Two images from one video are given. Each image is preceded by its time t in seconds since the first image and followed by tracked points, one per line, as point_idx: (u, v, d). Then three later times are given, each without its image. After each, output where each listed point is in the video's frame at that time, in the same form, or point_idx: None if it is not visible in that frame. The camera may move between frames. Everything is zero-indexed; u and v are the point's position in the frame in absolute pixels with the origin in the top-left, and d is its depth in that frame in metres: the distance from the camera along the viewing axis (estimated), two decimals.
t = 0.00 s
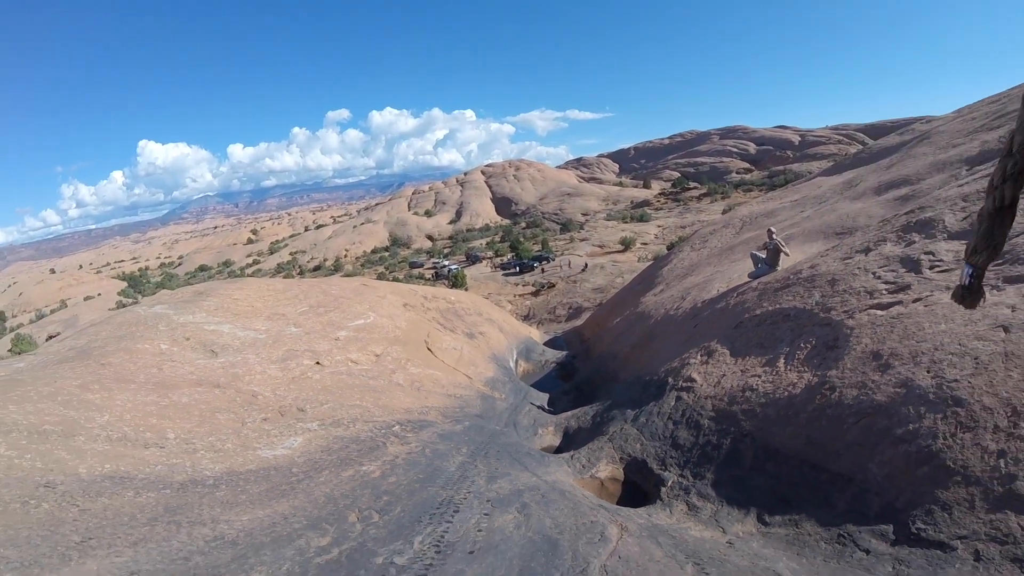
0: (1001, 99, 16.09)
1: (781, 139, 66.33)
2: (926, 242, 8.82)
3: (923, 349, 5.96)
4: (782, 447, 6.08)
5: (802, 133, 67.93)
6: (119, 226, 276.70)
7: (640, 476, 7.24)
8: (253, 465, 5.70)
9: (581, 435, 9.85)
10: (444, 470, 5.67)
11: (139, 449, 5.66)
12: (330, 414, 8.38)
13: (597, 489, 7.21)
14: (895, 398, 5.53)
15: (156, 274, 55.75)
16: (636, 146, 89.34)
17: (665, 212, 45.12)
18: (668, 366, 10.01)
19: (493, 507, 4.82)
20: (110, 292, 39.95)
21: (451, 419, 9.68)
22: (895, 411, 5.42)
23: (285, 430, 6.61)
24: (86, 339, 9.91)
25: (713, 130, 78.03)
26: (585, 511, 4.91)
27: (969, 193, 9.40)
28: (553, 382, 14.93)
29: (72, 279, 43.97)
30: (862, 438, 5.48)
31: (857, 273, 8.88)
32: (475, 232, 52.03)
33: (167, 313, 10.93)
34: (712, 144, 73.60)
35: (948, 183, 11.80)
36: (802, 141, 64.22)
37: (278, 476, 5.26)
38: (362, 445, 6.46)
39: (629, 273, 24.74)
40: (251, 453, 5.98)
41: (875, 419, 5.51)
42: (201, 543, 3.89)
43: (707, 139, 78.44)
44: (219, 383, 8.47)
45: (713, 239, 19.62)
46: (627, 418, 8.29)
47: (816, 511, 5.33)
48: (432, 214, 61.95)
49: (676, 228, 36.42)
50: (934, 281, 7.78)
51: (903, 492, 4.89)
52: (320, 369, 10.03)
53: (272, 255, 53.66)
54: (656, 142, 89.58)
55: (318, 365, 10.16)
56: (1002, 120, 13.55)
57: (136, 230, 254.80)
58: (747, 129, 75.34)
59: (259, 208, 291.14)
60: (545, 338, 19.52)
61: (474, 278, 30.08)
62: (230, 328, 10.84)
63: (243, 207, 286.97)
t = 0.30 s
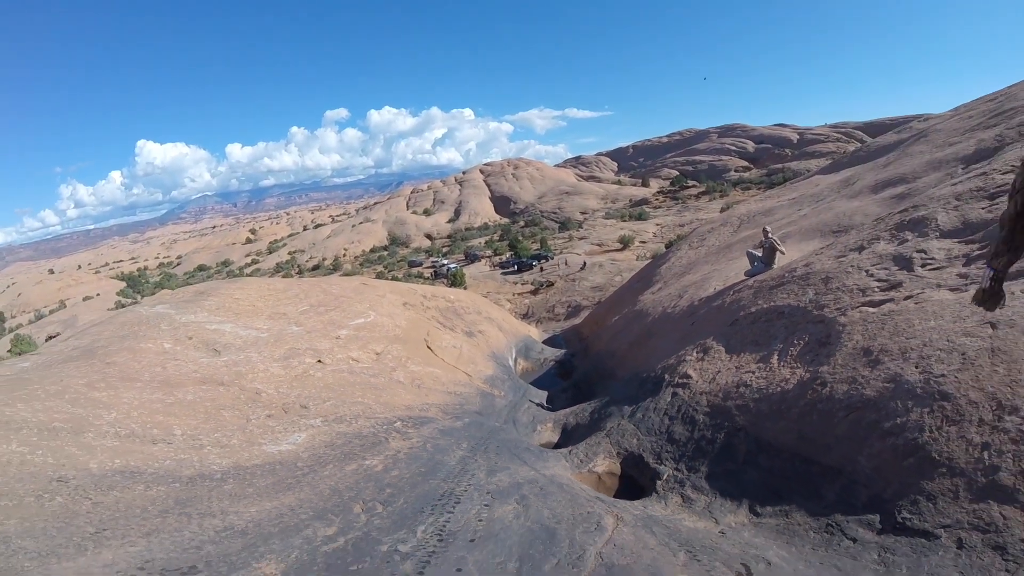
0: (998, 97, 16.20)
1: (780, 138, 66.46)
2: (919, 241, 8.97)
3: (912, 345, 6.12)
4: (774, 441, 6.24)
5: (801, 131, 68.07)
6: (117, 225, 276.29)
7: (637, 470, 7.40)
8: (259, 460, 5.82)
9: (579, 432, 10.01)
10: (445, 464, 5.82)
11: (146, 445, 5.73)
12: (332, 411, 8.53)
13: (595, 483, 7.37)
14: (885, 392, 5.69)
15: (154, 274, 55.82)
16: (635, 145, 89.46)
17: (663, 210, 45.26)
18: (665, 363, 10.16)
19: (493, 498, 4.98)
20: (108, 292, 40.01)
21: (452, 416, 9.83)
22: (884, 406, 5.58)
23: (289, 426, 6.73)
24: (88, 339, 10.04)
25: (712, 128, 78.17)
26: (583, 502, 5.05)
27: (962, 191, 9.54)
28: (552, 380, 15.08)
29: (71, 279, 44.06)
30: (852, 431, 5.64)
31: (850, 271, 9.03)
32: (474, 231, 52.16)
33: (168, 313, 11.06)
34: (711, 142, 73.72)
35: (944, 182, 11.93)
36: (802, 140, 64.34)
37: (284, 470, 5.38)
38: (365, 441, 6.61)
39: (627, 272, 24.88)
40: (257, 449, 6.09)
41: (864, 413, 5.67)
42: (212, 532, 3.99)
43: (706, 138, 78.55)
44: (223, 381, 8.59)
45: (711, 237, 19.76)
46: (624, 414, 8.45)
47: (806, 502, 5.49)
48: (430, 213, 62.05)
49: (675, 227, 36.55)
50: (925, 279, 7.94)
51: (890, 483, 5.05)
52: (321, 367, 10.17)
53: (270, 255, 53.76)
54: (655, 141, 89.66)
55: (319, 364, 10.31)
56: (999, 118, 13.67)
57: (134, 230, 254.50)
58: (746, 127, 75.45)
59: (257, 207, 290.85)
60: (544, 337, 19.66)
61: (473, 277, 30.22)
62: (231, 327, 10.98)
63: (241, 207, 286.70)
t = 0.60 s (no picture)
0: (992, 100, 16.45)
1: (778, 139, 66.81)
2: (909, 244, 9.21)
3: (898, 346, 6.35)
4: (765, 437, 6.47)
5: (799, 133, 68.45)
6: (115, 227, 276.20)
7: (633, 467, 7.62)
8: (267, 457, 6.03)
9: (577, 431, 10.23)
10: (447, 461, 6.05)
11: (159, 442, 5.85)
12: (336, 410, 8.73)
13: (592, 479, 7.59)
14: (870, 390, 5.92)
15: (153, 276, 55.94)
16: (633, 146, 89.81)
17: (662, 212, 45.54)
18: (661, 364, 10.38)
19: (494, 491, 5.21)
20: (107, 294, 40.14)
21: (452, 416, 10.04)
22: (869, 403, 5.81)
23: (295, 424, 6.92)
24: (94, 340, 10.22)
25: (710, 130, 78.53)
26: (580, 497, 5.26)
27: (953, 195, 9.77)
28: (551, 381, 15.30)
29: (70, 281, 44.21)
30: (839, 428, 5.87)
31: (842, 273, 9.27)
32: (473, 233, 52.35)
33: (172, 315, 11.26)
34: (709, 144, 74.06)
35: (937, 185, 12.16)
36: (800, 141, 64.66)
37: (292, 466, 5.57)
38: (369, 438, 6.82)
39: (626, 273, 25.11)
40: (265, 446, 6.28)
41: (850, 411, 5.90)
42: (228, 523, 4.12)
43: (704, 139, 78.92)
44: (229, 381, 8.78)
45: (709, 239, 20.00)
46: (621, 413, 8.68)
47: (794, 495, 5.72)
48: (430, 215, 62.30)
49: (674, 229, 36.77)
50: (913, 281, 8.18)
51: (873, 477, 5.27)
52: (325, 368, 10.39)
53: (269, 256, 53.90)
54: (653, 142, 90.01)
55: (323, 364, 10.51)
56: (992, 121, 13.90)
57: (132, 232, 254.44)
58: (744, 128, 75.83)
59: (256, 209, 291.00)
60: (543, 338, 19.89)
61: (472, 279, 30.44)
62: (235, 329, 11.18)
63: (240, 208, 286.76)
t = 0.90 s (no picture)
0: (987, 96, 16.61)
1: (775, 138, 67.06)
2: (902, 241, 9.38)
3: (888, 341, 6.54)
4: (759, 432, 6.65)
5: (796, 130, 68.67)
6: (113, 232, 276.07)
7: (631, 462, 7.80)
8: (275, 456, 6.18)
9: (577, 429, 10.41)
10: (449, 458, 6.22)
11: (168, 443, 5.98)
12: (340, 411, 8.90)
13: (591, 475, 7.77)
14: (861, 385, 6.10)
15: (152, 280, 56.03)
16: (631, 146, 90.05)
17: (660, 211, 45.77)
18: (659, 362, 10.56)
19: (496, 486, 5.38)
20: (106, 299, 40.23)
21: (454, 415, 10.22)
22: (860, 397, 5.99)
23: (300, 424, 7.08)
24: (100, 345, 10.36)
25: (707, 129, 78.75)
26: (579, 490, 5.42)
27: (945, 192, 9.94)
28: (551, 380, 15.47)
29: (69, 286, 44.30)
30: (830, 421, 6.05)
31: (835, 270, 9.45)
32: (471, 234, 52.50)
33: (176, 319, 11.41)
34: (707, 143, 74.29)
35: (931, 182, 12.34)
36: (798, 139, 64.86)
37: (300, 464, 5.73)
38: (373, 437, 7.00)
39: (624, 273, 25.29)
40: (272, 445, 6.45)
41: (841, 405, 6.08)
42: (241, 518, 4.20)
43: (702, 138, 79.17)
44: (235, 383, 8.93)
45: (707, 238, 20.18)
46: (619, 411, 8.85)
47: (786, 487, 5.90)
48: (428, 217, 62.48)
49: (672, 228, 36.96)
50: (905, 278, 8.35)
51: (862, 467, 5.45)
52: (328, 369, 10.56)
53: (268, 260, 53.99)
54: (651, 142, 90.25)
55: (326, 366, 10.68)
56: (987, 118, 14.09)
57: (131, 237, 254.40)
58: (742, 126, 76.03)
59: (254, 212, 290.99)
60: (543, 339, 20.07)
61: (472, 280, 30.60)
62: (238, 332, 11.35)
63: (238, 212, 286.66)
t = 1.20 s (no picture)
0: (981, 96, 16.77)
1: (771, 138, 67.48)
2: (892, 241, 9.58)
3: (874, 339, 6.73)
4: (749, 427, 6.83)
5: (792, 130, 68.99)
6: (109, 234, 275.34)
7: (626, 459, 7.99)
8: (278, 452, 6.34)
9: (573, 427, 10.59)
10: (448, 454, 6.40)
11: (173, 441, 6.13)
12: (341, 410, 9.06)
13: (587, 471, 7.96)
14: (848, 381, 6.29)
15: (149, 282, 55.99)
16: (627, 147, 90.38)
17: (657, 212, 46.04)
18: (654, 361, 10.75)
19: (494, 480, 5.56)
20: (103, 301, 40.23)
21: (452, 414, 10.40)
22: (846, 393, 6.18)
23: (302, 423, 7.23)
24: (101, 346, 10.48)
25: (704, 129, 79.03)
26: (575, 484, 5.60)
27: (934, 193, 10.15)
28: (548, 380, 15.65)
29: (66, 289, 44.25)
30: (817, 416, 6.23)
31: (826, 270, 9.65)
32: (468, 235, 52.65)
33: (176, 321, 11.55)
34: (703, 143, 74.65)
35: (923, 182, 12.53)
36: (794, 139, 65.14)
37: (303, 461, 5.89)
38: (374, 435, 7.16)
39: (621, 274, 25.46)
40: (275, 443, 6.60)
41: (828, 400, 6.26)
42: (249, 511, 4.34)
43: (697, 139, 79.57)
44: (236, 384, 9.07)
45: (702, 238, 20.37)
46: (615, 409, 9.04)
47: (775, 480, 6.08)
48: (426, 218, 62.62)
49: (669, 228, 37.21)
50: (893, 278, 8.55)
51: (847, 460, 5.63)
52: (327, 370, 10.71)
53: (265, 262, 54.01)
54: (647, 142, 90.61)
55: (325, 367, 10.84)
56: (981, 118, 14.25)
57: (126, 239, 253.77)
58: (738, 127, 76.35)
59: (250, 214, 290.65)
60: (540, 339, 20.26)
61: (469, 281, 30.77)
62: (238, 334, 11.49)
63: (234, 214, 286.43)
